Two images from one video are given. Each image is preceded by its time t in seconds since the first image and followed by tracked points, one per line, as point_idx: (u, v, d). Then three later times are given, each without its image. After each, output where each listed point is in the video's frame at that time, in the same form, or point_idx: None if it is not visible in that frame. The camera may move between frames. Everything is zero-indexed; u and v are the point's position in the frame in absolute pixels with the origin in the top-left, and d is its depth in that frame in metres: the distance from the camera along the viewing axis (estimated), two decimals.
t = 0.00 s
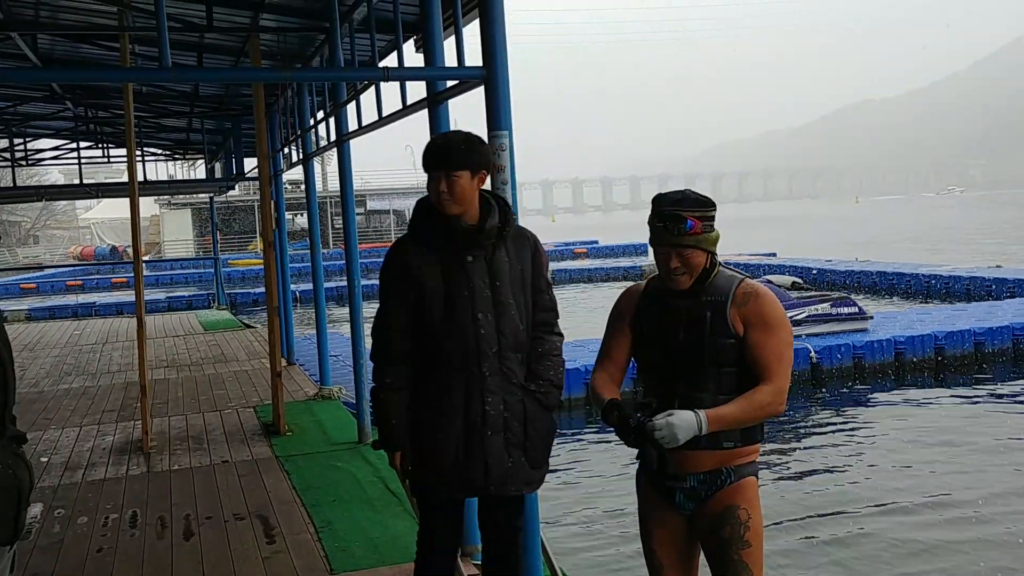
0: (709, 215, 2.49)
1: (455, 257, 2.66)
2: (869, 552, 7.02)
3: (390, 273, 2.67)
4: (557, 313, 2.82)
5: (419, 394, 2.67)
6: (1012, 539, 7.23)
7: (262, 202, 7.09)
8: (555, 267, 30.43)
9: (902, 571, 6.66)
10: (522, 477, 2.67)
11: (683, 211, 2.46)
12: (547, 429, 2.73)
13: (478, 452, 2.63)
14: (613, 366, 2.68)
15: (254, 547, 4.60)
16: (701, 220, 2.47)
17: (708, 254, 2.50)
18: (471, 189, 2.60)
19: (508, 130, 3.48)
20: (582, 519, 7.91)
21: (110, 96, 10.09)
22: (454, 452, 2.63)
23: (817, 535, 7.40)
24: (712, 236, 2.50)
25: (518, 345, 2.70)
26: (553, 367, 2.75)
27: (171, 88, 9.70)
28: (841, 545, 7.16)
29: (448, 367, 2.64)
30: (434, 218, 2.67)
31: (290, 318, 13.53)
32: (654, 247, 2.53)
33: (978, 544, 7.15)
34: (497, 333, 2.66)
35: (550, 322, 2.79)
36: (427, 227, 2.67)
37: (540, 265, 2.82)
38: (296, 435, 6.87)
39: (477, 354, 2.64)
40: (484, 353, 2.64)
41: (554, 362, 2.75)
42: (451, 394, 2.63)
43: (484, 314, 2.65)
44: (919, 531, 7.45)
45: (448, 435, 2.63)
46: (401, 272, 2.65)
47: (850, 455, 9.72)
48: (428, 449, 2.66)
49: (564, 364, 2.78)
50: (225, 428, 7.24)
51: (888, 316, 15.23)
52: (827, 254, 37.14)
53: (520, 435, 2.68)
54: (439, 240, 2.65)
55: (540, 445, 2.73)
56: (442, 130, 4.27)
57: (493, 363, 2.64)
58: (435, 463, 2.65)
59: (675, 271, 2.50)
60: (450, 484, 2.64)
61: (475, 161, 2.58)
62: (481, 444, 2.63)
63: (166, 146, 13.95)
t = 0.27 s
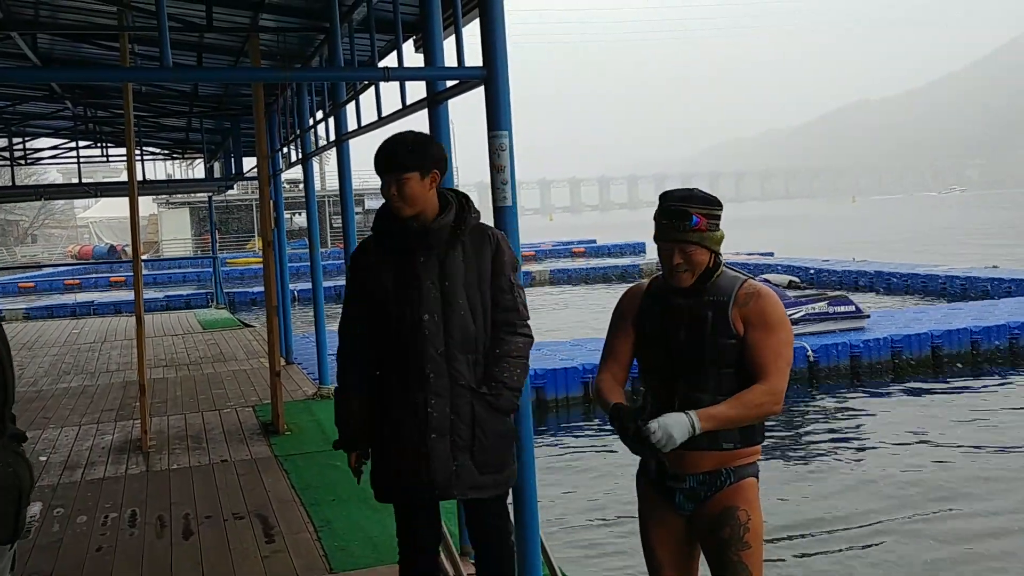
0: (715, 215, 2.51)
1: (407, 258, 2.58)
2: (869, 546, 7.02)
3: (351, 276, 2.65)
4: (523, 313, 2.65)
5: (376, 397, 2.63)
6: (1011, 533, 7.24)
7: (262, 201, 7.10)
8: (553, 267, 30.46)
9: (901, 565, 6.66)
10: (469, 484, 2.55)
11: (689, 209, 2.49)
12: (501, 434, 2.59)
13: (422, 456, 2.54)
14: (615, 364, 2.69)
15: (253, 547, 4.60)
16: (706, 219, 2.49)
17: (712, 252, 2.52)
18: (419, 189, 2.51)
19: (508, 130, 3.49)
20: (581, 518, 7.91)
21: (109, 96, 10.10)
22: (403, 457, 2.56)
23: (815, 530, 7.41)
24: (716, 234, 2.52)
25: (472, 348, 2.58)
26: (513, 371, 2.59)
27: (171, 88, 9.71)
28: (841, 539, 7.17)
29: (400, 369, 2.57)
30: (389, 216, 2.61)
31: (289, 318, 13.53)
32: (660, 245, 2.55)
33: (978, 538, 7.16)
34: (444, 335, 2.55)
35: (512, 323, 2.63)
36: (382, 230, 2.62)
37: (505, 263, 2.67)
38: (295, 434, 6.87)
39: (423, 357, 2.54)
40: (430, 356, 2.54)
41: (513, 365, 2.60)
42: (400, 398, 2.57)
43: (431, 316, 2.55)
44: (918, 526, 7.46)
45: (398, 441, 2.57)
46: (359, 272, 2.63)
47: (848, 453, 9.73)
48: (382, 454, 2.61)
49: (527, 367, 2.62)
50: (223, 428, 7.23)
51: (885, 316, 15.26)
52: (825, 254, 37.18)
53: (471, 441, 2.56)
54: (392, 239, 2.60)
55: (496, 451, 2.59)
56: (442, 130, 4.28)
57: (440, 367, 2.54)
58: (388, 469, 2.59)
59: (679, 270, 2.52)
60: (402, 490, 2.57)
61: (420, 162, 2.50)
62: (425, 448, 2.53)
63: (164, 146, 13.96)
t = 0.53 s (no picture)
0: (719, 202, 2.54)
1: (385, 259, 2.52)
2: (871, 546, 7.02)
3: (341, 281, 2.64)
4: (505, 314, 2.49)
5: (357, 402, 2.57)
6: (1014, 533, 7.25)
7: (262, 199, 7.09)
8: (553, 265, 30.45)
9: (904, 565, 6.66)
10: (435, 491, 2.40)
11: (691, 188, 2.53)
12: (472, 440, 2.44)
13: (390, 459, 2.44)
14: (615, 364, 2.68)
15: (254, 546, 4.59)
16: (707, 203, 2.52)
17: (713, 239, 2.53)
18: (391, 188, 2.45)
19: (510, 128, 3.47)
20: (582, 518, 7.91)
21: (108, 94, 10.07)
22: (376, 463, 2.47)
23: (818, 531, 7.40)
24: (718, 224, 2.53)
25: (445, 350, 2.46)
26: (486, 372, 2.42)
27: (171, 86, 9.69)
28: (844, 539, 7.16)
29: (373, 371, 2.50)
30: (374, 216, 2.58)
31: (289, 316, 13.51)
32: (661, 230, 2.58)
33: (981, 538, 7.16)
34: (415, 334, 2.45)
35: (491, 323, 2.48)
36: (366, 234, 2.59)
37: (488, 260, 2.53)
38: (295, 433, 6.85)
39: (392, 359, 2.46)
40: (397, 357, 2.45)
41: (488, 365, 2.44)
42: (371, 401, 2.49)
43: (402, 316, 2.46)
44: (920, 525, 7.46)
45: (372, 446, 2.49)
46: (347, 275, 2.62)
47: (850, 452, 9.73)
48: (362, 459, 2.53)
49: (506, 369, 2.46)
50: (223, 427, 7.22)
51: (886, 314, 15.26)
52: (825, 252, 37.18)
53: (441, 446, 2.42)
54: (374, 240, 2.56)
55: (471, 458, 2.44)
56: (443, 128, 4.26)
57: (408, 368, 2.43)
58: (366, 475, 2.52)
59: (677, 252, 2.53)
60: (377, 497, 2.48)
61: (390, 159, 2.43)
62: (394, 451, 2.43)
63: (164, 144, 13.93)
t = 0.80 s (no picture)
0: (721, 198, 2.55)
1: (378, 260, 2.52)
2: (874, 546, 7.02)
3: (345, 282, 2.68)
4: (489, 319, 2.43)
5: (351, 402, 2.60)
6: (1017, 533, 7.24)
7: (262, 200, 7.09)
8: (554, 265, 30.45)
9: (906, 565, 6.66)
10: (410, 498, 2.38)
11: (694, 182, 2.54)
12: (450, 445, 2.39)
13: (374, 462, 2.44)
14: (615, 362, 2.68)
15: (255, 546, 4.59)
16: (709, 198, 2.52)
17: (715, 235, 2.53)
18: (380, 189, 2.45)
19: (511, 128, 3.47)
20: (584, 520, 7.91)
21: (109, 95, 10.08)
22: (361, 464, 2.49)
23: (820, 531, 7.40)
24: (720, 220, 2.53)
25: (427, 353, 2.42)
26: (464, 378, 2.36)
27: (172, 86, 9.70)
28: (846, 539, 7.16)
29: (361, 373, 2.51)
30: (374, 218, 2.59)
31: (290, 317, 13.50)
32: (663, 224, 2.58)
33: (983, 538, 7.16)
34: (398, 337, 2.43)
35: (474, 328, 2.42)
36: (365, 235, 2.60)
37: (479, 263, 2.47)
38: (297, 433, 6.86)
39: (376, 362, 2.46)
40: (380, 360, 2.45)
41: (467, 371, 2.37)
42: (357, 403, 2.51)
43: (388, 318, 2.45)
44: (923, 525, 7.45)
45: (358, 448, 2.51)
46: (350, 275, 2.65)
47: (851, 453, 9.72)
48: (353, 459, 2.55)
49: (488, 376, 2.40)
50: (225, 427, 7.22)
51: (887, 314, 15.25)
52: (826, 252, 37.17)
53: (418, 451, 2.39)
54: (371, 243, 2.57)
55: (450, 465, 2.39)
56: (444, 128, 4.26)
57: (390, 372, 2.42)
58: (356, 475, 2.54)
59: (678, 246, 2.53)
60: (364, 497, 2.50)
61: (377, 161, 2.42)
62: (376, 454, 2.44)
63: (165, 145, 13.94)
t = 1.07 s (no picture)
0: (723, 197, 2.55)
1: (374, 262, 2.53)
2: (872, 550, 7.03)
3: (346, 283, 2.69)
4: (480, 326, 2.42)
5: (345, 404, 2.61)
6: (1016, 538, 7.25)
7: (261, 199, 7.09)
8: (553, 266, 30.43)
9: (905, 569, 6.67)
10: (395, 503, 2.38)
11: (696, 181, 2.54)
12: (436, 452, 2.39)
13: (362, 466, 2.45)
14: (615, 361, 2.68)
15: (253, 545, 4.59)
16: (711, 197, 2.53)
17: (716, 234, 2.53)
18: (376, 190, 2.45)
19: (511, 128, 3.48)
20: (583, 522, 7.91)
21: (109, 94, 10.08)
22: (349, 466, 2.50)
23: (818, 534, 7.42)
24: (722, 220, 2.54)
25: (418, 359, 2.42)
26: (450, 386, 2.35)
27: (172, 86, 9.71)
28: (845, 543, 7.17)
29: (352, 376, 2.51)
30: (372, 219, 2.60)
31: (289, 317, 13.50)
32: (664, 223, 2.59)
33: (982, 542, 7.17)
34: (389, 342, 2.44)
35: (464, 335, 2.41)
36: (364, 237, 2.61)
37: (473, 268, 2.45)
38: (295, 433, 6.86)
39: (366, 365, 2.46)
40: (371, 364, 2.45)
41: (455, 379, 2.36)
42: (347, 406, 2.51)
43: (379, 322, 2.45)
44: (922, 530, 7.46)
45: (347, 451, 2.52)
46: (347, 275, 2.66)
47: (850, 456, 9.73)
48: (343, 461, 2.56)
49: (477, 385, 2.39)
50: (223, 426, 7.22)
51: (887, 316, 15.26)
52: (826, 254, 37.16)
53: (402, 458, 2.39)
54: (367, 244, 2.57)
55: (434, 474, 2.39)
56: (444, 128, 4.26)
57: (380, 376, 2.43)
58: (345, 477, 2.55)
59: (680, 245, 2.54)
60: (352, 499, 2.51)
61: (373, 162, 2.42)
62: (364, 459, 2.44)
63: (164, 144, 13.93)
